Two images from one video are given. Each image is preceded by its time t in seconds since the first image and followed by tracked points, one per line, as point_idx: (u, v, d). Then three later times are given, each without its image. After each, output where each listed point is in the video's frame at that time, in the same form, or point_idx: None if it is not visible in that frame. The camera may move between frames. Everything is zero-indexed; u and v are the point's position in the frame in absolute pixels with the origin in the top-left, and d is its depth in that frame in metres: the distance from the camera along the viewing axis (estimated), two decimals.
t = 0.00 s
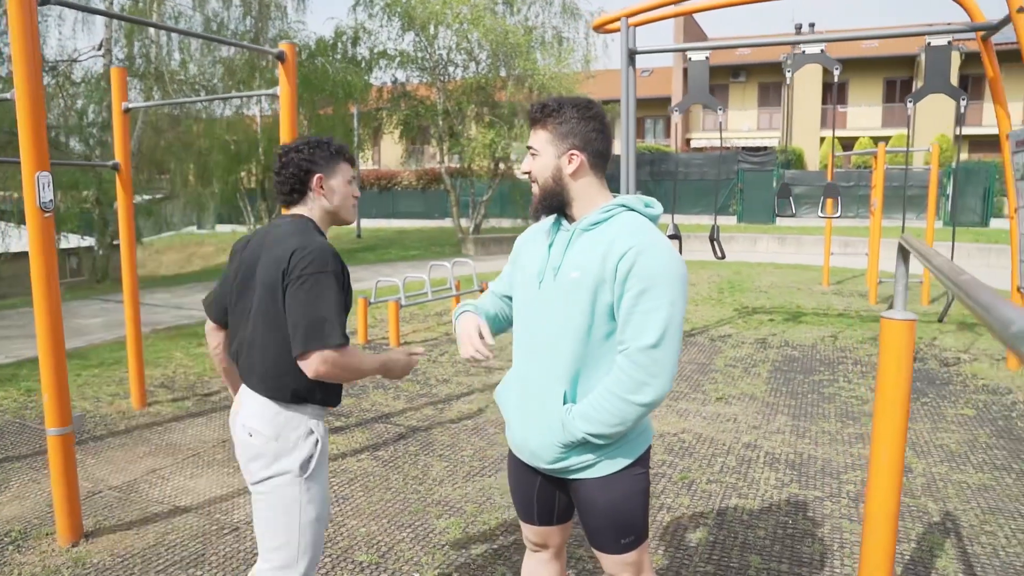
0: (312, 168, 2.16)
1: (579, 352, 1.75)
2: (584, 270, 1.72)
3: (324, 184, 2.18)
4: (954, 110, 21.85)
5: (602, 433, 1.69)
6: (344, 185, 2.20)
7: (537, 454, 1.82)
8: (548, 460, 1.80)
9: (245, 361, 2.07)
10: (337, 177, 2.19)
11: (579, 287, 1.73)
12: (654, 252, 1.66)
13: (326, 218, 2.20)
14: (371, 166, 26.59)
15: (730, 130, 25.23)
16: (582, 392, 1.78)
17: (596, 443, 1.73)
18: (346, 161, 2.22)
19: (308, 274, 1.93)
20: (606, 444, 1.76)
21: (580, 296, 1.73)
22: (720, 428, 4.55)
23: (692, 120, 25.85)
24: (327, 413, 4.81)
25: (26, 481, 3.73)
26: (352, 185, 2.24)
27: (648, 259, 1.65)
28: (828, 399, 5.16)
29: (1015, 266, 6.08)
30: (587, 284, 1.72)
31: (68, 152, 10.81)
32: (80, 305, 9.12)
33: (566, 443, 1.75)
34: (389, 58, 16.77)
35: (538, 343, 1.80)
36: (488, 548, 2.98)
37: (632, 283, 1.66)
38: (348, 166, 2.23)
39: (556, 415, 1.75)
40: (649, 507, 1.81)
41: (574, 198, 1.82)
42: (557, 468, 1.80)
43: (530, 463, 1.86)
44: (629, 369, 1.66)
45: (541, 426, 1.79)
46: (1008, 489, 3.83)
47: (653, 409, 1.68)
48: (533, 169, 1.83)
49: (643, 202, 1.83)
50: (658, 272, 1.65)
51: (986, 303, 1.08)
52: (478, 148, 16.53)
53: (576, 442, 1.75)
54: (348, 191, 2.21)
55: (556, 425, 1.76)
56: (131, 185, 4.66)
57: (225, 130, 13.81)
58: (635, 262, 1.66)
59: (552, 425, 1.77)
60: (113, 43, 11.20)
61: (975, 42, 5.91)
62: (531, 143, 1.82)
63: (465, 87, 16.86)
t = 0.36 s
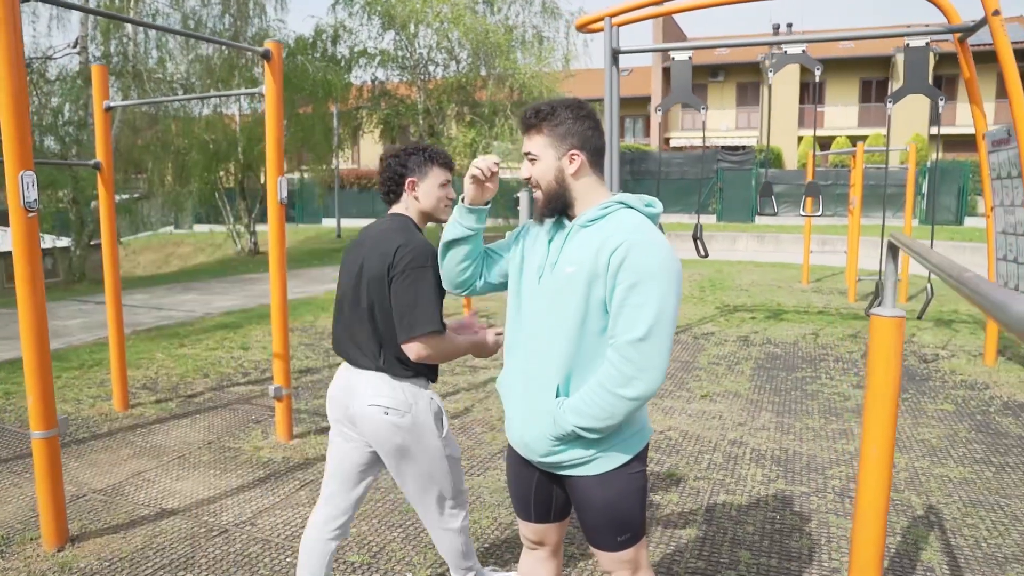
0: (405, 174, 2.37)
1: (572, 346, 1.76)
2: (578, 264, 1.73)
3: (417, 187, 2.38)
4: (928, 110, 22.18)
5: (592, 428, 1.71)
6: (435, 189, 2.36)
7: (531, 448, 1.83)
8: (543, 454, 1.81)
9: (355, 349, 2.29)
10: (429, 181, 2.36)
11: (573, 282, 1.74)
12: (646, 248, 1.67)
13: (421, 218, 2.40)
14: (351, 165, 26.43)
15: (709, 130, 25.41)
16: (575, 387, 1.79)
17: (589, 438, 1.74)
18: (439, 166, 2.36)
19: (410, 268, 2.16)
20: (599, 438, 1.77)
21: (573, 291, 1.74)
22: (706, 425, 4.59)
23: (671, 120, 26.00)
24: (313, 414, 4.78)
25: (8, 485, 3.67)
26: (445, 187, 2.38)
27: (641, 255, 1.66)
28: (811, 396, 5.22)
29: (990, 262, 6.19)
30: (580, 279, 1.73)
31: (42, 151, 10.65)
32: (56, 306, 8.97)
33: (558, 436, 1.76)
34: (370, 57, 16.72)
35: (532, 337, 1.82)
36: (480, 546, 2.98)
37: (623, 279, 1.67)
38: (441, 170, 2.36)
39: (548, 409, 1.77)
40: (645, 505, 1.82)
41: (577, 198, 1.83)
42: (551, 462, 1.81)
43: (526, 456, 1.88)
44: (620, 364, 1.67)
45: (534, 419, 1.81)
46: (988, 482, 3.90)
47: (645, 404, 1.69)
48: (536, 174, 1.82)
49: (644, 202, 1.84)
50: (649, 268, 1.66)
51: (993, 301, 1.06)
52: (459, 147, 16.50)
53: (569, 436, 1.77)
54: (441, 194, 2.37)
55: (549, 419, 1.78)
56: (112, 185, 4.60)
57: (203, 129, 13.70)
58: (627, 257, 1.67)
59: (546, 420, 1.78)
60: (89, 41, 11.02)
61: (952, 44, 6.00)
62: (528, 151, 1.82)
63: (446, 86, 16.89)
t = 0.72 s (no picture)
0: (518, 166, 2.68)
1: (566, 342, 1.75)
2: (568, 260, 1.73)
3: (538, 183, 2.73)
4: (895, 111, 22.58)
5: (592, 422, 1.70)
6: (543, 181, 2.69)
7: (524, 447, 1.81)
8: (538, 453, 1.79)
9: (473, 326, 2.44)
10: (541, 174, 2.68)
11: (563, 278, 1.73)
12: (637, 241, 1.67)
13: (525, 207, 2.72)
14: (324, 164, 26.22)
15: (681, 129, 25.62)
16: (569, 382, 1.78)
17: (586, 432, 1.73)
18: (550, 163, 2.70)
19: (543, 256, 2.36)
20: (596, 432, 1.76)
21: (564, 286, 1.73)
22: (685, 422, 4.61)
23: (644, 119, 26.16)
24: (290, 415, 4.72)
25: None
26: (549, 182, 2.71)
27: (632, 246, 1.67)
28: (786, 392, 5.28)
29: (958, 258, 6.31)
30: (570, 275, 1.72)
31: (5, 149, 10.42)
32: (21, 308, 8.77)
33: (555, 434, 1.75)
34: (342, 55, 16.59)
35: (523, 335, 1.80)
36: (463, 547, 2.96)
37: (616, 272, 1.67)
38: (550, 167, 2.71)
39: (544, 406, 1.75)
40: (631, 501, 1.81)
41: (573, 194, 1.83)
42: (544, 460, 1.79)
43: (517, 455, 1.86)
44: (617, 356, 1.66)
45: (529, 417, 1.79)
46: (960, 474, 3.97)
47: (642, 396, 1.69)
48: (538, 175, 1.77)
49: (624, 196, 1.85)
50: (642, 260, 1.66)
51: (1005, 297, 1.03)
52: (433, 145, 16.36)
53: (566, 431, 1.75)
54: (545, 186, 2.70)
55: (543, 416, 1.76)
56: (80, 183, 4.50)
57: (173, 126, 13.52)
58: (619, 251, 1.67)
59: (540, 417, 1.77)
60: (54, 36, 10.77)
61: (920, 45, 6.11)
62: (532, 147, 1.75)
63: (419, 84, 16.85)
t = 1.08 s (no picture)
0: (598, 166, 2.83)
1: (518, 335, 1.77)
2: (519, 253, 1.76)
3: (607, 178, 2.84)
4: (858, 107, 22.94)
5: (552, 411, 1.73)
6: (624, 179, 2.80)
7: (479, 443, 1.81)
8: (494, 448, 1.80)
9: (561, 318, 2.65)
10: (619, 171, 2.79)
11: (514, 271, 1.76)
12: (587, 230, 1.75)
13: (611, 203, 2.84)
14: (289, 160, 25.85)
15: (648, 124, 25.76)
16: (522, 375, 1.81)
17: (543, 423, 1.76)
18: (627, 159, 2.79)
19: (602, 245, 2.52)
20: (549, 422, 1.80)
21: (516, 279, 1.76)
22: (656, 418, 4.58)
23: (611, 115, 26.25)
24: (254, 416, 4.60)
25: None
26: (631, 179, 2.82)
27: (582, 236, 1.74)
28: (756, 387, 5.28)
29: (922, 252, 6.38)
30: (522, 267, 1.76)
31: None
32: None
33: (512, 427, 1.76)
34: (307, 49, 16.35)
35: (473, 331, 1.81)
36: (432, 552, 2.89)
37: (571, 261, 1.73)
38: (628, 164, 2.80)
39: (501, 399, 1.77)
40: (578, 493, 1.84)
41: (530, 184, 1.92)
42: (502, 454, 1.80)
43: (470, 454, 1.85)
44: (574, 344, 1.71)
45: (484, 414, 1.79)
46: (928, 466, 4.00)
47: (595, 383, 1.75)
48: (524, 160, 1.79)
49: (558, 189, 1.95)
50: (592, 248, 1.74)
51: (1018, 293, 0.95)
52: (400, 141, 16.22)
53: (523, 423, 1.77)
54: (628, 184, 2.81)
55: (501, 409, 1.77)
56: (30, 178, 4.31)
57: (133, 120, 13.24)
58: (570, 241, 1.74)
59: (497, 411, 1.77)
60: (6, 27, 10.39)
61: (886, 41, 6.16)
62: (527, 132, 1.80)
63: (386, 79, 16.79)
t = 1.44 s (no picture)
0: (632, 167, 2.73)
1: (455, 343, 1.73)
2: (456, 257, 1.72)
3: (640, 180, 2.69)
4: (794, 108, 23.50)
5: (496, 417, 1.72)
6: (658, 179, 2.64)
7: (417, 457, 1.74)
8: (437, 460, 1.74)
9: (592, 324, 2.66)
10: (653, 171, 2.64)
11: (451, 276, 1.71)
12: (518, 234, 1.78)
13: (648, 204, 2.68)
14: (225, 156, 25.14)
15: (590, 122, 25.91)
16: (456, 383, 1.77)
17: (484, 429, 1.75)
18: (661, 159, 2.64)
19: (613, 251, 2.48)
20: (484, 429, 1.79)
21: (453, 284, 1.71)
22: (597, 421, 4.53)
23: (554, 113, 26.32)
24: (181, 427, 4.38)
25: None
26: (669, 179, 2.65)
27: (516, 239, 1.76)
28: (698, 386, 5.28)
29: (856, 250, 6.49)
30: (459, 271, 1.71)
31: None
32: None
33: (455, 437, 1.72)
34: (244, 43, 15.83)
35: (407, 341, 1.73)
36: (367, 568, 2.76)
37: (510, 265, 1.74)
38: (663, 163, 2.64)
39: (444, 409, 1.71)
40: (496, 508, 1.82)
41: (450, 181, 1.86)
42: (441, 467, 1.75)
43: (404, 472, 1.76)
44: (515, 349, 1.72)
45: (424, 425, 1.73)
46: (866, 463, 4.05)
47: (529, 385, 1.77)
48: (457, 153, 1.73)
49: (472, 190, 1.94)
50: (524, 251, 1.77)
51: (938, 290, 0.95)
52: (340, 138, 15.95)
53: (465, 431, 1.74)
54: (663, 185, 2.64)
55: (445, 419, 1.72)
56: None
57: (57, 114, 12.63)
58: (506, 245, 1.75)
59: (439, 421, 1.72)
60: None
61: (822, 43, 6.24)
62: (461, 124, 1.75)
63: (325, 75, 16.43)
